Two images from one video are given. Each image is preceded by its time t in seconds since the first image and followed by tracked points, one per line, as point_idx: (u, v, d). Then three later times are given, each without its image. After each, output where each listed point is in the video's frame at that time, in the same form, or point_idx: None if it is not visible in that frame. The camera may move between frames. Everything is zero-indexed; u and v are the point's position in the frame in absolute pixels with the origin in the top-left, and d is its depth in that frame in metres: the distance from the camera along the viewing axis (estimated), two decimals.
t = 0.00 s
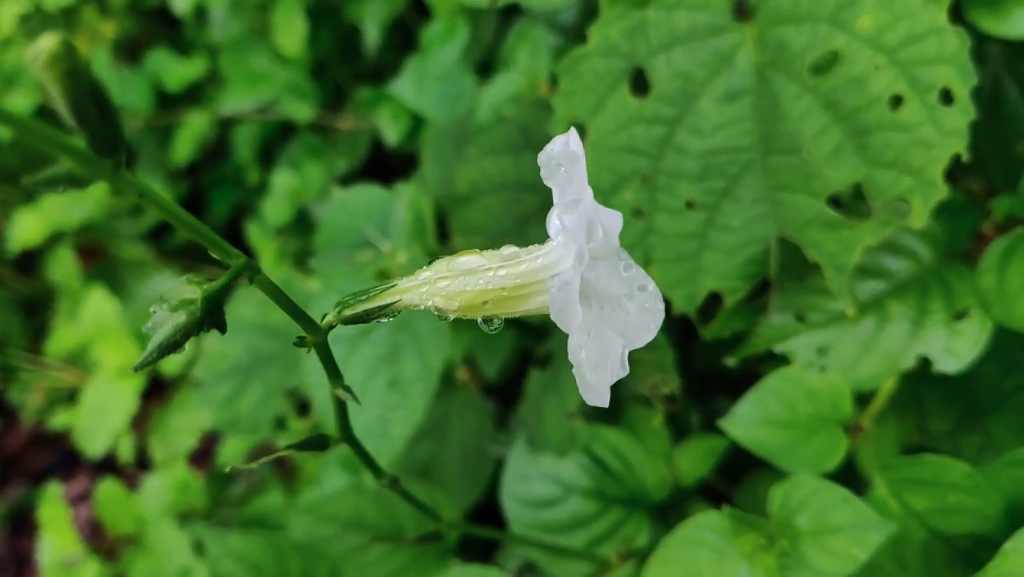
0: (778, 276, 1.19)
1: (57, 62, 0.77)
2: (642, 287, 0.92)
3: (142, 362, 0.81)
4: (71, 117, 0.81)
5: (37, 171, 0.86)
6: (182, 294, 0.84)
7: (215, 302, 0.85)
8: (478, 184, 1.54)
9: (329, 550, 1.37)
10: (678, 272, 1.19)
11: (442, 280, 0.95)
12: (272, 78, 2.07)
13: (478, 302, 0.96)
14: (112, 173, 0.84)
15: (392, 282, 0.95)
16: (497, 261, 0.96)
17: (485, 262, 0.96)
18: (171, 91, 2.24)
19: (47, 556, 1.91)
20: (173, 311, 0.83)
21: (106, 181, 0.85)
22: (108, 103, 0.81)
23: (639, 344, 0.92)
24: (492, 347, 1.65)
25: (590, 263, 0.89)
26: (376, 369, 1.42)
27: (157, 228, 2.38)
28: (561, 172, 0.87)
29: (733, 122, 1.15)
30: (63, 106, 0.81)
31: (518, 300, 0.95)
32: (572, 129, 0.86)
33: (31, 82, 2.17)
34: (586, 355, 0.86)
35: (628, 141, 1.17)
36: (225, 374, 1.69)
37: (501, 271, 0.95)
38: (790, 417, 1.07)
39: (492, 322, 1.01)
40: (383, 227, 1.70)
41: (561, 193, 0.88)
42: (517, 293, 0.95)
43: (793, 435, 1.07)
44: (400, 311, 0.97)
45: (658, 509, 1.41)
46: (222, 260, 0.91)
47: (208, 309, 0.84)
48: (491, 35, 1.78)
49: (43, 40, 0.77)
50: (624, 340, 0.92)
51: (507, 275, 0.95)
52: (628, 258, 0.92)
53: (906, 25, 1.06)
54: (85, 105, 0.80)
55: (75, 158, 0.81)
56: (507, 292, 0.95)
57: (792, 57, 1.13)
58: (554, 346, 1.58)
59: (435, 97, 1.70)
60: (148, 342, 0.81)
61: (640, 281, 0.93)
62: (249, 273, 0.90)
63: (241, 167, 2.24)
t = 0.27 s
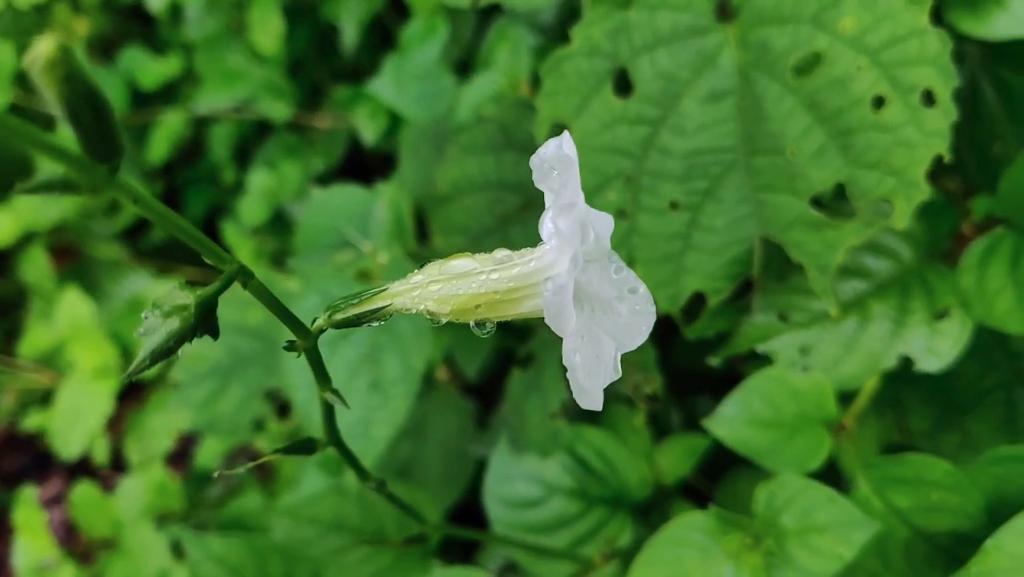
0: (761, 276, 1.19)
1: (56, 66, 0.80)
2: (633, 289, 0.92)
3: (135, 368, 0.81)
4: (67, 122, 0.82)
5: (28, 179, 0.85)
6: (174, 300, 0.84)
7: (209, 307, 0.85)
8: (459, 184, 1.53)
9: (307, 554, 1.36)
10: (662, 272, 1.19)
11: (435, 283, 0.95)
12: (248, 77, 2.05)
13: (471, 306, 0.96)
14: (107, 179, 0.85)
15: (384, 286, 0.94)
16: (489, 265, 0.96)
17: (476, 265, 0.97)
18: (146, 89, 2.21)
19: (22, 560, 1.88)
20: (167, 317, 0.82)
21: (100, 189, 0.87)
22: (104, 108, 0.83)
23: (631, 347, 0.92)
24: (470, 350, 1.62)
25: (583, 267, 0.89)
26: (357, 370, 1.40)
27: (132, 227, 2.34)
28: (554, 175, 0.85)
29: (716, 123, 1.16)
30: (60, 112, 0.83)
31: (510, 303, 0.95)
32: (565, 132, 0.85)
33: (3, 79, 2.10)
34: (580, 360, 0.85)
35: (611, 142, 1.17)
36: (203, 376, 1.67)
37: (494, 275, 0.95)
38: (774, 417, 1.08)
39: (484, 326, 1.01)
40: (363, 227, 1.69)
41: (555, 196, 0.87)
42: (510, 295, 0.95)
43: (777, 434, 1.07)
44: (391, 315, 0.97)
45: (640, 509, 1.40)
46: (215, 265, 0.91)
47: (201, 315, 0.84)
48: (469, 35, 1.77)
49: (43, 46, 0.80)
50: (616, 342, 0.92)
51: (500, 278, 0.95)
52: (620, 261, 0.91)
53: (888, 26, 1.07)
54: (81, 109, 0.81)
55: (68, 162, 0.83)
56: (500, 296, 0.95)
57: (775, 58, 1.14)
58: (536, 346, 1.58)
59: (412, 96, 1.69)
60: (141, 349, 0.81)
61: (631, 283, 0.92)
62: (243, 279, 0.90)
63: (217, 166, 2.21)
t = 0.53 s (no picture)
0: (742, 275, 1.20)
1: (49, 69, 0.74)
2: (622, 291, 0.92)
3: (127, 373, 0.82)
4: (60, 126, 0.78)
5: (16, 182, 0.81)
6: (165, 305, 0.83)
7: (200, 311, 0.84)
8: (438, 183, 1.52)
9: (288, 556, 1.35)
10: (644, 272, 1.19)
11: (425, 285, 0.94)
12: (223, 74, 2.03)
13: (462, 308, 0.96)
14: (100, 185, 0.82)
15: (374, 288, 0.93)
16: (479, 267, 0.96)
17: (466, 267, 0.96)
18: (119, 87, 2.18)
19: None
20: (157, 322, 0.82)
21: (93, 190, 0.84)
22: (99, 112, 0.78)
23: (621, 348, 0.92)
24: (448, 347, 1.62)
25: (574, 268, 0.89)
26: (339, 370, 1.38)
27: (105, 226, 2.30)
28: (545, 177, 0.86)
29: (697, 122, 1.16)
30: (51, 113, 0.78)
31: (501, 305, 0.95)
32: (557, 134, 0.85)
33: None
34: (571, 361, 0.86)
35: (594, 141, 1.17)
36: (181, 377, 1.66)
37: (485, 277, 0.95)
38: (756, 416, 1.08)
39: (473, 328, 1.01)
40: (343, 226, 1.67)
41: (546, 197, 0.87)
42: (500, 298, 0.95)
43: (760, 433, 1.08)
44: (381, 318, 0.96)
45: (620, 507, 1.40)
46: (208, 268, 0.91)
47: (193, 319, 0.84)
48: (445, 32, 1.77)
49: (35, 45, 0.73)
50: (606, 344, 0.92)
51: (491, 280, 0.95)
52: (609, 262, 0.90)
53: (869, 27, 1.07)
54: (76, 116, 0.77)
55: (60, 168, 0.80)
56: (490, 298, 0.95)
57: (756, 58, 1.14)
58: (517, 345, 1.57)
59: (388, 95, 1.66)
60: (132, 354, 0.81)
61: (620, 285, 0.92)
62: (234, 282, 0.90)
63: (191, 165, 2.18)
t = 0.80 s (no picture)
0: (726, 273, 1.19)
1: (41, 71, 0.72)
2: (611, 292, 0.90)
3: (115, 379, 0.80)
4: (51, 130, 0.76)
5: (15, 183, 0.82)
6: (156, 309, 0.83)
7: (191, 315, 0.83)
8: (418, 182, 1.51)
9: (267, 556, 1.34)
10: (626, 271, 1.18)
11: (416, 287, 0.94)
12: (198, 72, 2.01)
13: (452, 310, 0.95)
14: (91, 189, 0.80)
15: (363, 290, 0.93)
16: (470, 268, 0.96)
17: (457, 269, 0.96)
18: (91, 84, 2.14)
19: None
20: (148, 326, 0.82)
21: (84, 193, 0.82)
22: (93, 116, 0.76)
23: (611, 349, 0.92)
24: (427, 346, 1.61)
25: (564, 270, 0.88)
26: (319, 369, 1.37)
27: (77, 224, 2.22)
28: (535, 178, 0.85)
29: (679, 121, 1.16)
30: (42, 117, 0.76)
31: (491, 307, 0.95)
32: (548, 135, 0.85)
33: None
34: (563, 363, 0.85)
35: (576, 140, 1.17)
36: (159, 377, 1.64)
37: (475, 279, 0.95)
38: (738, 414, 1.08)
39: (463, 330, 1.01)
40: (321, 226, 1.66)
41: (537, 198, 0.87)
42: (491, 300, 0.95)
43: (743, 431, 1.08)
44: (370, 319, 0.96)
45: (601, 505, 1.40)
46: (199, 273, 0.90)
47: (184, 324, 0.83)
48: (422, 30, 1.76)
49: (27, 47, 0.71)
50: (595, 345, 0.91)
51: (481, 282, 0.95)
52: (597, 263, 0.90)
53: (850, 27, 1.08)
54: (69, 119, 0.75)
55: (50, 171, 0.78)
56: (481, 300, 0.95)
57: (738, 57, 1.15)
58: (497, 344, 1.57)
59: (367, 92, 1.68)
60: (121, 360, 0.80)
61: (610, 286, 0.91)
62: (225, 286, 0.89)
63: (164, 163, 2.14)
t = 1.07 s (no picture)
0: (707, 272, 1.20)
1: (36, 72, 0.80)
2: (600, 291, 0.89)
3: (105, 382, 0.82)
4: (47, 131, 0.83)
5: (3, 188, 0.84)
6: (145, 311, 0.85)
7: (180, 318, 0.86)
8: (399, 181, 1.50)
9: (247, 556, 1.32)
10: (609, 270, 1.18)
11: (405, 288, 0.94)
12: (174, 69, 1.98)
13: (442, 311, 0.95)
14: (83, 188, 0.85)
15: (352, 290, 0.92)
16: (459, 268, 0.96)
17: (446, 269, 0.96)
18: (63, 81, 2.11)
19: None
20: (139, 329, 0.84)
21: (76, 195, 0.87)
22: (84, 116, 0.84)
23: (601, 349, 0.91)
24: (407, 345, 1.60)
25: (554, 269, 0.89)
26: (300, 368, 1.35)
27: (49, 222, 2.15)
28: (525, 177, 0.87)
29: (662, 119, 1.17)
30: (38, 120, 0.83)
31: (481, 308, 0.95)
32: (538, 135, 0.86)
33: None
34: (554, 363, 0.86)
35: (558, 138, 1.17)
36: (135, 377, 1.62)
37: (465, 279, 0.95)
38: (722, 412, 1.09)
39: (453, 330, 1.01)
40: (300, 224, 1.64)
41: (529, 198, 0.89)
42: (481, 300, 0.95)
43: (725, 428, 1.08)
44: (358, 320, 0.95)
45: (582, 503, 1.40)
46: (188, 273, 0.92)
47: (173, 326, 0.86)
48: (399, 28, 1.75)
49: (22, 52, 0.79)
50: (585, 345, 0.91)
51: (471, 282, 0.95)
52: (586, 262, 0.89)
53: (832, 26, 1.09)
54: (62, 118, 0.82)
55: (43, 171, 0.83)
56: (471, 300, 0.95)
57: (719, 55, 1.15)
58: (478, 343, 1.56)
59: (346, 88, 1.64)
60: (111, 361, 0.82)
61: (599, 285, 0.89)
62: (215, 288, 0.91)
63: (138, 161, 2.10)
